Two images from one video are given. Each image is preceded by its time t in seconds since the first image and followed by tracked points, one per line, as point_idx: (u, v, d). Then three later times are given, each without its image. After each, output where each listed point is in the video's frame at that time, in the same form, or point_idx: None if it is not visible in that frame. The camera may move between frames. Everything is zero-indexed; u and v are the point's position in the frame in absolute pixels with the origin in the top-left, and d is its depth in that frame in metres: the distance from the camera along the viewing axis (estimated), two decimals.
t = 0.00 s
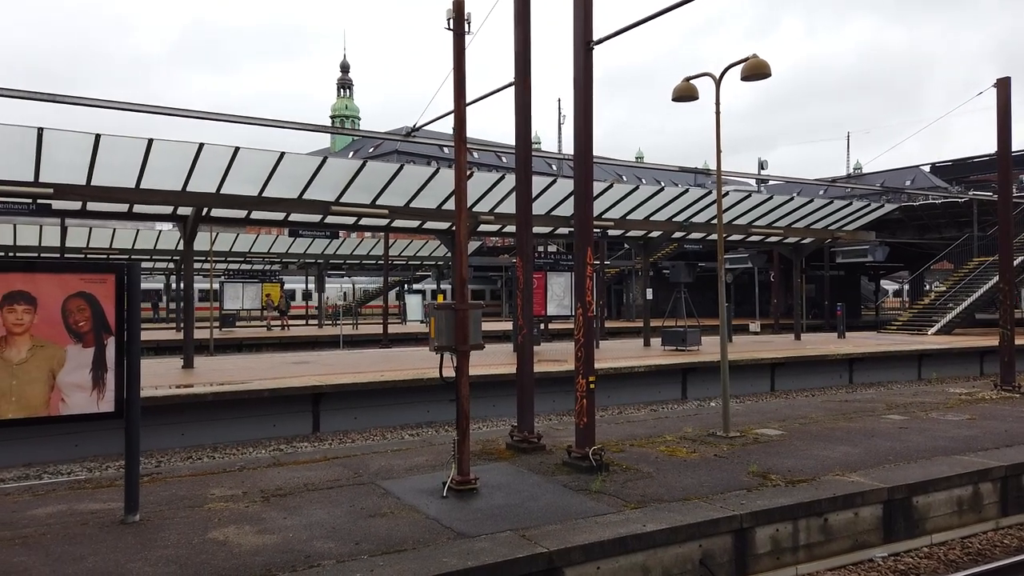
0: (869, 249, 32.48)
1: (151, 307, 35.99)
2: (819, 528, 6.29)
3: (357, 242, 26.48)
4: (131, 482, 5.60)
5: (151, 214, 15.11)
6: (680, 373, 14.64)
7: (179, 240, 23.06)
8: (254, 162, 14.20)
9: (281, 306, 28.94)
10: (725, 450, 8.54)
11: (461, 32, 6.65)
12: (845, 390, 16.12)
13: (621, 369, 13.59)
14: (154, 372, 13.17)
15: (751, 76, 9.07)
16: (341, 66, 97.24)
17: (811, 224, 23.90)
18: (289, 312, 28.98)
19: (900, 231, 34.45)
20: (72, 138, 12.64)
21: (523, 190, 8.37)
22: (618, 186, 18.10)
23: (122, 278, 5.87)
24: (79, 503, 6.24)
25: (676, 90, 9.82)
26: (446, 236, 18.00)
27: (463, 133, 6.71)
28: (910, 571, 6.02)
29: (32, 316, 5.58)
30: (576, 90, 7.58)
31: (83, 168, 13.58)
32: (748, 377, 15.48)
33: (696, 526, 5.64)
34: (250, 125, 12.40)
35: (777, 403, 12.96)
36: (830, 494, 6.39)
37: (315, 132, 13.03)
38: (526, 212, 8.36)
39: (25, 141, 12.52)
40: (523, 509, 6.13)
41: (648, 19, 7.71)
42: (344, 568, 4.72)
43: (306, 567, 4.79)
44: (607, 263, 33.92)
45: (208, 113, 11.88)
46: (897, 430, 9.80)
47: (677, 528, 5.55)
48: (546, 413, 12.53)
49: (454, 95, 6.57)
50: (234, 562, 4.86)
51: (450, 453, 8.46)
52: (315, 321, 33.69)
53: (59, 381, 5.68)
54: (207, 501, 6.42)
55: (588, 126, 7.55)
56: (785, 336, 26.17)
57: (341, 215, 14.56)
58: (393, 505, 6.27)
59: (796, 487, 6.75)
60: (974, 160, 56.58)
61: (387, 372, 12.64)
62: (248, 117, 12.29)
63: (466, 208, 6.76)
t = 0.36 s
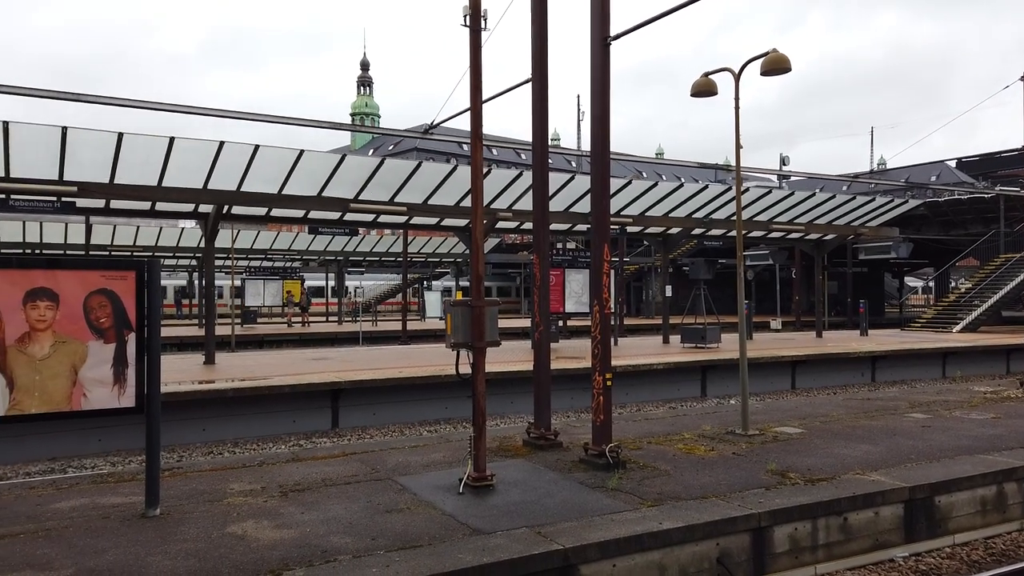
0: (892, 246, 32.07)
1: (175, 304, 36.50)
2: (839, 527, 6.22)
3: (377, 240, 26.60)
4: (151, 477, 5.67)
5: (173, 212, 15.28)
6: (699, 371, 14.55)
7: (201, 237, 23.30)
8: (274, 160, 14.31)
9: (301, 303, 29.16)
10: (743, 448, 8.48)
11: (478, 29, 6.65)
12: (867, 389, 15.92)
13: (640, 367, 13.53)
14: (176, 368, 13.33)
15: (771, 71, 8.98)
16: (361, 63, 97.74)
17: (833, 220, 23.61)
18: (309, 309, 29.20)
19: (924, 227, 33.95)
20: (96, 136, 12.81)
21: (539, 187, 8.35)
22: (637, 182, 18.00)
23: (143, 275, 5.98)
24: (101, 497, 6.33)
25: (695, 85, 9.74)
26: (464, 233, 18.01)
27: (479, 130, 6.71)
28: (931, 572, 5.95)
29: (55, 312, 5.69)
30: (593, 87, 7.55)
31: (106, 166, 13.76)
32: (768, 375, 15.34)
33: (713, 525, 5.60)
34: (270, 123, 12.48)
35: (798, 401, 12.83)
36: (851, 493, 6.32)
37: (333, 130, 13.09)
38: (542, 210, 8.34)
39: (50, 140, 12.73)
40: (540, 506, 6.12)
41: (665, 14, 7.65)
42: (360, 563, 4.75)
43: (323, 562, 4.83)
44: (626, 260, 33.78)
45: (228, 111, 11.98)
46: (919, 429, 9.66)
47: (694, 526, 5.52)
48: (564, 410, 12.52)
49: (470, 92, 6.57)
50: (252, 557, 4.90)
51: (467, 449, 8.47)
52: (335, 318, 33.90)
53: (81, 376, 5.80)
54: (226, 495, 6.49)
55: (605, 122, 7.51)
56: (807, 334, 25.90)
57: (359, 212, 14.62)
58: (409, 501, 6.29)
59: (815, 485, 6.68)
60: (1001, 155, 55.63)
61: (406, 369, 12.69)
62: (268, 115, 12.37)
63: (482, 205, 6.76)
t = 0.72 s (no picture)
0: (916, 240, 31.64)
1: (197, 300, 36.87)
2: (860, 524, 6.15)
3: (395, 236, 26.70)
4: (173, 471, 5.74)
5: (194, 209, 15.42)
6: (719, 367, 14.45)
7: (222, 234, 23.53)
8: (293, 157, 14.39)
9: (321, 299, 29.35)
10: (763, 445, 8.41)
11: (495, 24, 6.63)
12: (890, 385, 15.72)
13: (659, 363, 13.46)
14: (198, 364, 13.47)
15: (791, 63, 8.87)
16: (380, 60, 98.09)
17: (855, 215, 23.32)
18: (329, 305, 29.37)
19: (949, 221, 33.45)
20: (118, 134, 12.96)
21: (557, 182, 8.32)
22: (656, 177, 17.90)
23: (164, 271, 6.06)
24: (124, 490, 6.42)
25: (714, 79, 9.66)
26: (482, 229, 18.01)
27: (495, 126, 6.70)
28: (955, 570, 5.87)
29: (77, 309, 5.82)
30: (611, 81, 7.50)
31: (128, 164, 13.93)
32: (789, 371, 15.20)
33: (733, 521, 5.56)
34: (289, 120, 12.54)
35: (819, 397, 12.70)
36: (873, 490, 6.24)
37: (352, 126, 13.13)
38: (560, 206, 8.31)
39: (73, 139, 12.91)
40: (557, 501, 6.11)
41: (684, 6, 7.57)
42: (378, 557, 4.77)
43: (341, 556, 4.86)
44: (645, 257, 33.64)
45: (246, 109, 12.06)
46: (943, 425, 9.53)
47: (713, 523, 5.48)
48: (582, 406, 12.49)
49: (487, 88, 6.56)
50: (272, 551, 4.94)
51: (485, 445, 8.48)
52: (355, 314, 34.07)
53: (103, 372, 5.95)
54: (246, 490, 6.55)
55: (622, 117, 7.46)
56: (828, 329, 25.63)
57: (377, 208, 14.67)
58: (428, 496, 6.31)
59: (836, 482, 6.61)
60: None
61: (424, 365, 12.73)
62: (287, 112, 12.44)
63: (498, 200, 6.74)
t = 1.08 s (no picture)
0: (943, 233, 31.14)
1: (220, 295, 37.29)
2: (885, 521, 6.07)
3: (416, 231, 26.78)
4: (197, 464, 5.81)
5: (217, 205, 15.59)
6: (741, 362, 14.33)
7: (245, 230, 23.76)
8: (314, 152, 14.48)
9: (343, 294, 29.55)
10: (786, 440, 8.33)
11: (514, 17, 6.60)
12: (916, 380, 15.48)
13: (680, 357, 13.38)
14: (221, 358, 13.62)
15: (815, 54, 8.74)
16: (400, 55, 98.28)
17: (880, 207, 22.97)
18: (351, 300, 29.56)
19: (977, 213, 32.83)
20: (142, 132, 13.13)
21: (577, 176, 8.28)
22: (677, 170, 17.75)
23: (187, 265, 6.12)
24: (150, 483, 6.51)
25: (736, 70, 9.54)
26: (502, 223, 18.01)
27: (515, 120, 6.67)
28: (983, 568, 5.78)
29: (103, 304, 5.96)
30: (631, 74, 7.44)
31: (153, 161, 14.11)
32: (812, 365, 15.02)
33: (755, 516, 5.51)
34: (309, 116, 12.61)
35: (843, 393, 12.53)
36: (898, 486, 6.16)
37: (372, 122, 13.17)
38: (579, 199, 8.27)
39: (99, 137, 13.09)
40: (577, 496, 6.10)
41: None
42: (399, 551, 4.80)
43: (362, 549, 4.89)
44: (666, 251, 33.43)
45: (268, 105, 12.14)
46: (971, 421, 9.37)
47: (734, 518, 5.43)
48: (602, 401, 12.45)
49: (506, 82, 6.54)
50: (294, 543, 4.98)
51: (505, 439, 8.49)
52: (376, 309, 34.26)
53: (128, 366, 6.10)
54: (269, 483, 6.61)
55: (643, 110, 7.40)
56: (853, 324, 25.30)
57: (398, 203, 14.71)
58: (448, 490, 6.32)
59: (861, 478, 6.53)
60: None
61: (444, 359, 12.75)
62: (308, 109, 12.50)
63: (518, 195, 6.72)
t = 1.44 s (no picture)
0: (962, 231, 30.79)
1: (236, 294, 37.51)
2: (902, 522, 6.00)
3: (429, 230, 26.81)
4: (211, 463, 5.85)
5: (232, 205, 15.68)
6: (756, 361, 14.24)
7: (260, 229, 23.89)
8: (327, 152, 14.54)
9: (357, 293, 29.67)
10: (801, 439, 8.26)
11: (526, 16, 6.58)
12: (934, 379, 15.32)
13: (694, 356, 13.31)
14: (237, 357, 13.71)
15: (830, 50, 8.66)
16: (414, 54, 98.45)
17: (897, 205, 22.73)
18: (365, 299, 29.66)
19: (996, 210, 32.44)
20: (158, 132, 13.24)
21: (590, 175, 8.25)
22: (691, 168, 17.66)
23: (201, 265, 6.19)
24: (166, 481, 6.57)
25: (750, 67, 9.47)
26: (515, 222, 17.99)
27: (526, 120, 6.66)
28: (1001, 569, 5.71)
29: (118, 303, 6.04)
30: (643, 71, 7.40)
31: (168, 161, 14.23)
32: (828, 364, 14.90)
33: (768, 517, 5.47)
34: (323, 116, 12.65)
35: (860, 392, 12.42)
36: (914, 487, 6.09)
37: (385, 121, 13.20)
38: (592, 198, 8.23)
39: (115, 137, 13.21)
40: (590, 495, 6.09)
41: None
42: (410, 550, 4.80)
43: (375, 548, 4.90)
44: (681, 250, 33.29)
45: (283, 105, 12.20)
46: (989, 420, 9.25)
47: (748, 518, 5.39)
48: (616, 400, 12.41)
49: (518, 81, 6.52)
50: (306, 542, 5.00)
51: (518, 438, 8.49)
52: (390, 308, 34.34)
53: (143, 365, 6.19)
54: (282, 481, 6.64)
55: (656, 108, 7.36)
56: (870, 322, 25.07)
57: (411, 202, 14.74)
58: (460, 489, 6.32)
59: (876, 478, 6.46)
60: None
61: (458, 358, 12.77)
62: (321, 108, 12.55)
63: (530, 194, 6.71)
